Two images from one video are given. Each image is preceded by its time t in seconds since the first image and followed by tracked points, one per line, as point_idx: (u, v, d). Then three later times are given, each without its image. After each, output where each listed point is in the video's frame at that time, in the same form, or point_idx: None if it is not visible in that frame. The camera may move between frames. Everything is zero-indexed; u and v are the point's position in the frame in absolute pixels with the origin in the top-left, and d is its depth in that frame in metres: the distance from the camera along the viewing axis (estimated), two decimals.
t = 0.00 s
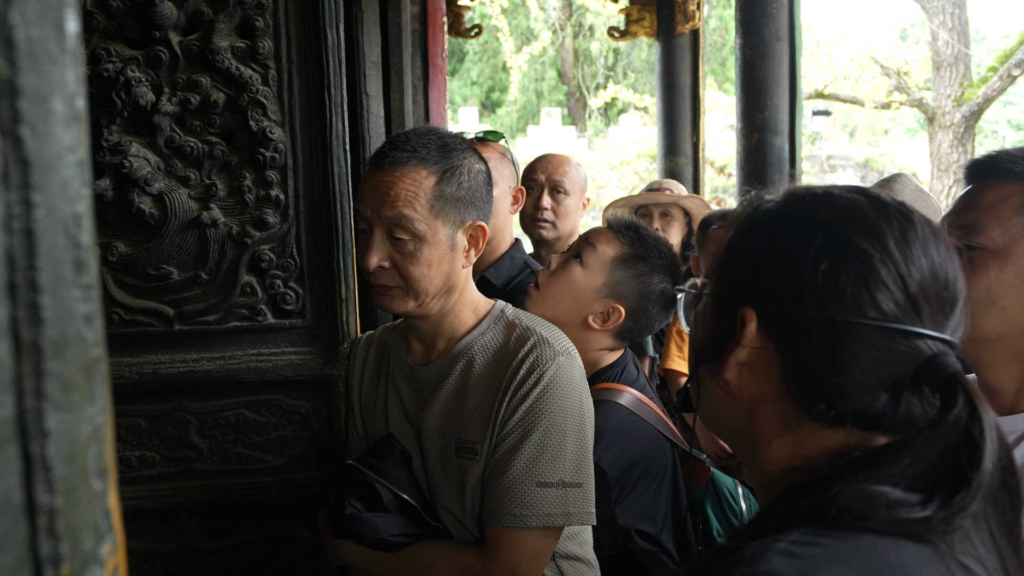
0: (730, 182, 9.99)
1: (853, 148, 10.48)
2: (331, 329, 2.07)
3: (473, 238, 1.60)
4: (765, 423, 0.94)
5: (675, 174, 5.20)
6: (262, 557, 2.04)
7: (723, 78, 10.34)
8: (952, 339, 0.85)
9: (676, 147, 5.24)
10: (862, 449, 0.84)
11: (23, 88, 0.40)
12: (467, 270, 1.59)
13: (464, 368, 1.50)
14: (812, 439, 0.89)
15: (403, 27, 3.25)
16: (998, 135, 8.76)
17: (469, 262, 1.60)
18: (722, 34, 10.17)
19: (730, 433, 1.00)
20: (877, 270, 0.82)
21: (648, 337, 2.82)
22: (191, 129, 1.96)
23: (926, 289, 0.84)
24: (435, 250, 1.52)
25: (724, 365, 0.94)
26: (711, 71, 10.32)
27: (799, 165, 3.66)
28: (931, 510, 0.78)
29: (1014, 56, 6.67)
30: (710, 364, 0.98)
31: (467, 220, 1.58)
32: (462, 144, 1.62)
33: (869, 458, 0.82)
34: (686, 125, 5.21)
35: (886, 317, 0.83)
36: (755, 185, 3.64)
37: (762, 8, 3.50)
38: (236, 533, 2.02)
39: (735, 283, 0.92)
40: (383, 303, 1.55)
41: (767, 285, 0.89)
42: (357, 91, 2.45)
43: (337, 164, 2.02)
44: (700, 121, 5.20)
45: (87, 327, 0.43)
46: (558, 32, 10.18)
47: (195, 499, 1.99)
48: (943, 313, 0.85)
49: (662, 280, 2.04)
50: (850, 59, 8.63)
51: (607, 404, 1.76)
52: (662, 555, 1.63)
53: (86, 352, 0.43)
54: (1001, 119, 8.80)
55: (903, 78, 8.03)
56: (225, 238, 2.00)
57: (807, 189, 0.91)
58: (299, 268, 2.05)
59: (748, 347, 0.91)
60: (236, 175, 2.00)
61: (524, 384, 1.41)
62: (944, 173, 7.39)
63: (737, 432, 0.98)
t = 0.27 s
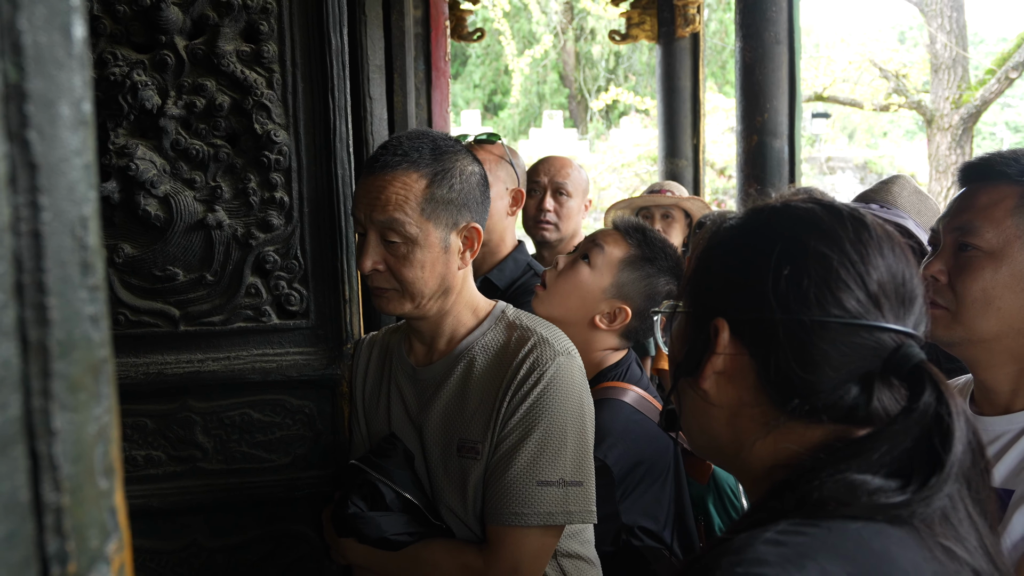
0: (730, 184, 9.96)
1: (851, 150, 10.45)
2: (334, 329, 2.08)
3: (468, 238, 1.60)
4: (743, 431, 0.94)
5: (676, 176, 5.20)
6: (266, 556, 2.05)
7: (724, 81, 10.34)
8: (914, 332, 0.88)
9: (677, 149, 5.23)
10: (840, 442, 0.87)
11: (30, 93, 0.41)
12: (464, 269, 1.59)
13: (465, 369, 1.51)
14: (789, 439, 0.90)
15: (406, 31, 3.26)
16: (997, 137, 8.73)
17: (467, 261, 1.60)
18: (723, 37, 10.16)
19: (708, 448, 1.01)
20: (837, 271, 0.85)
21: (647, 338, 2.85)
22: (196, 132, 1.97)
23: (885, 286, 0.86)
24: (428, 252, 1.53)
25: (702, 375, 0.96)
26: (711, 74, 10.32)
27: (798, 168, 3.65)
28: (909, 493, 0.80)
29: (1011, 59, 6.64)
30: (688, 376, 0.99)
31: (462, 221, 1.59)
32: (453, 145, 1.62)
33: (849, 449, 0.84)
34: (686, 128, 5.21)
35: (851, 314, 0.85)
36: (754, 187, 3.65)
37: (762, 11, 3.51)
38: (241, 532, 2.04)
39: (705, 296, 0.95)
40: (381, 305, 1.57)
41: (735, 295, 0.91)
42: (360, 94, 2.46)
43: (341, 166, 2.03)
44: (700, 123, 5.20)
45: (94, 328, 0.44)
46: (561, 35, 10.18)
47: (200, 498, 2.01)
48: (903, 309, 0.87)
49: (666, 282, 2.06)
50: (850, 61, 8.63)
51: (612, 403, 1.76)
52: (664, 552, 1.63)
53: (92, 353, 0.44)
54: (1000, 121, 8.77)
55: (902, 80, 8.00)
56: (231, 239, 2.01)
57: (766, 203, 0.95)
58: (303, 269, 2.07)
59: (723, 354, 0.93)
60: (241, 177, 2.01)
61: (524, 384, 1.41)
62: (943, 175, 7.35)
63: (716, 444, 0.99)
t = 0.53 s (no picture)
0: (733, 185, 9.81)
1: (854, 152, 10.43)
2: (340, 330, 2.09)
3: (470, 239, 1.61)
4: (772, 421, 0.94)
5: (678, 178, 5.20)
6: (271, 556, 2.06)
7: (726, 83, 10.33)
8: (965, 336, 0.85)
9: (679, 151, 5.23)
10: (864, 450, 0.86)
11: (39, 95, 0.41)
12: (467, 270, 1.60)
13: (468, 368, 1.51)
14: (821, 430, 0.89)
15: (410, 34, 3.27)
16: (999, 139, 8.71)
17: (469, 262, 1.61)
18: (725, 40, 10.17)
19: (734, 434, 1.00)
20: (886, 265, 0.82)
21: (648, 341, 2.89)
22: (202, 135, 1.99)
23: (937, 285, 0.84)
24: (431, 253, 1.54)
25: (734, 360, 0.95)
26: (714, 76, 10.32)
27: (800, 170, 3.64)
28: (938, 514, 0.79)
29: (1011, 62, 6.54)
30: (720, 360, 0.98)
31: (463, 223, 1.59)
32: (456, 147, 1.63)
33: (875, 460, 0.84)
34: (689, 129, 5.21)
35: (897, 312, 0.82)
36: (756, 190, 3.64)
37: (763, 14, 3.51)
38: (247, 531, 2.05)
39: (744, 279, 0.93)
40: (384, 305, 1.58)
41: (775, 281, 0.89)
42: (365, 96, 2.48)
43: (345, 168, 2.04)
44: (702, 125, 5.20)
45: (101, 327, 0.45)
46: (564, 38, 10.20)
47: (207, 497, 2.02)
48: (954, 310, 0.85)
49: (674, 286, 2.06)
50: (852, 64, 8.63)
51: (619, 403, 1.75)
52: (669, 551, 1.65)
53: (99, 351, 0.45)
54: (1000, 123, 8.75)
55: (903, 82, 7.96)
56: (237, 241, 2.02)
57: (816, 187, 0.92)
58: (308, 270, 2.08)
59: (759, 342, 0.92)
60: (246, 179, 2.02)
61: (526, 383, 1.42)
62: (944, 176, 7.33)
63: (744, 430, 0.98)
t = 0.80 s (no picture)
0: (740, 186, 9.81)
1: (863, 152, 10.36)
2: (346, 330, 2.10)
3: (479, 239, 1.61)
4: (833, 439, 0.88)
5: (685, 178, 5.18)
6: (278, 555, 2.07)
7: (734, 83, 10.29)
8: None
9: (686, 151, 5.21)
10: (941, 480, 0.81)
11: (44, 99, 0.42)
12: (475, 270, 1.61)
13: (474, 368, 1.52)
14: (889, 448, 0.84)
15: (417, 35, 3.27)
16: (1009, 139, 8.62)
17: (477, 261, 1.61)
18: (733, 40, 10.13)
19: (784, 448, 0.94)
20: (950, 255, 0.77)
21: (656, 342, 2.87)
22: (210, 136, 2.00)
23: (1011, 271, 0.78)
24: (441, 252, 1.55)
25: (785, 373, 0.89)
26: (722, 76, 10.28)
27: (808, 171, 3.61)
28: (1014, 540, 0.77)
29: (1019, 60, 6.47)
30: (770, 372, 0.92)
31: (473, 223, 1.60)
32: (464, 147, 1.64)
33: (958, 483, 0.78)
34: (696, 130, 5.19)
35: (965, 306, 0.77)
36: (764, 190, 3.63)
37: (771, 14, 3.49)
38: (255, 530, 2.06)
39: (790, 277, 0.88)
40: (393, 305, 1.58)
41: (827, 279, 0.84)
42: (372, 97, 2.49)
43: (352, 169, 2.05)
44: (709, 125, 5.18)
45: (106, 328, 0.45)
46: (571, 39, 10.19)
47: (214, 496, 2.03)
48: None
49: (678, 287, 2.05)
50: (860, 63, 8.58)
51: (622, 406, 1.75)
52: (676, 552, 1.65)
53: (104, 352, 0.45)
54: (1010, 122, 8.67)
55: (911, 82, 7.89)
56: (244, 242, 2.04)
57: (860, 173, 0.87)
58: (315, 270, 2.08)
59: (810, 351, 0.86)
60: (254, 181, 2.03)
61: (531, 384, 1.42)
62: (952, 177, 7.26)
63: (799, 448, 0.92)
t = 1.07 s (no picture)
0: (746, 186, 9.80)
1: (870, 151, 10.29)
2: (350, 331, 2.11)
3: (485, 239, 1.62)
4: (847, 457, 0.88)
5: (689, 179, 5.16)
6: (284, 555, 2.09)
7: (739, 83, 10.24)
8: None
9: (690, 151, 5.19)
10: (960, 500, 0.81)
11: (44, 105, 0.42)
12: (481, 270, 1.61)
13: (477, 368, 1.52)
14: (906, 470, 0.84)
15: (420, 37, 3.28)
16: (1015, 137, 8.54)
17: (483, 261, 1.62)
18: (738, 40, 10.09)
19: (799, 463, 0.94)
20: (961, 264, 0.76)
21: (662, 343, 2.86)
22: (215, 140, 2.01)
23: None
24: (449, 251, 1.55)
25: (795, 393, 0.88)
26: (727, 76, 10.23)
27: (811, 172, 3.58)
28: None
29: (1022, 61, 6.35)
30: (781, 392, 0.91)
31: (478, 223, 1.60)
32: (470, 148, 1.64)
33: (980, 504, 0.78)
34: (700, 130, 5.17)
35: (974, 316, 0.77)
36: (769, 190, 3.61)
37: (773, 14, 3.48)
38: (261, 530, 2.07)
39: (798, 290, 0.87)
40: (397, 305, 1.57)
41: (834, 292, 0.83)
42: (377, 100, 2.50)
43: (356, 172, 2.06)
44: (713, 126, 5.16)
45: (107, 331, 0.46)
46: (576, 40, 10.17)
47: (221, 497, 2.04)
48: None
49: (679, 287, 2.05)
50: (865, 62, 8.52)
51: (624, 408, 1.75)
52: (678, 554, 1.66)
53: (105, 355, 0.46)
54: (1017, 121, 8.58)
55: (915, 81, 7.82)
56: (249, 244, 2.05)
57: (863, 176, 0.86)
58: (320, 272, 2.09)
59: (818, 369, 0.86)
60: (258, 183, 2.05)
61: (535, 384, 1.42)
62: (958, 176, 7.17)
63: (814, 467, 0.92)
